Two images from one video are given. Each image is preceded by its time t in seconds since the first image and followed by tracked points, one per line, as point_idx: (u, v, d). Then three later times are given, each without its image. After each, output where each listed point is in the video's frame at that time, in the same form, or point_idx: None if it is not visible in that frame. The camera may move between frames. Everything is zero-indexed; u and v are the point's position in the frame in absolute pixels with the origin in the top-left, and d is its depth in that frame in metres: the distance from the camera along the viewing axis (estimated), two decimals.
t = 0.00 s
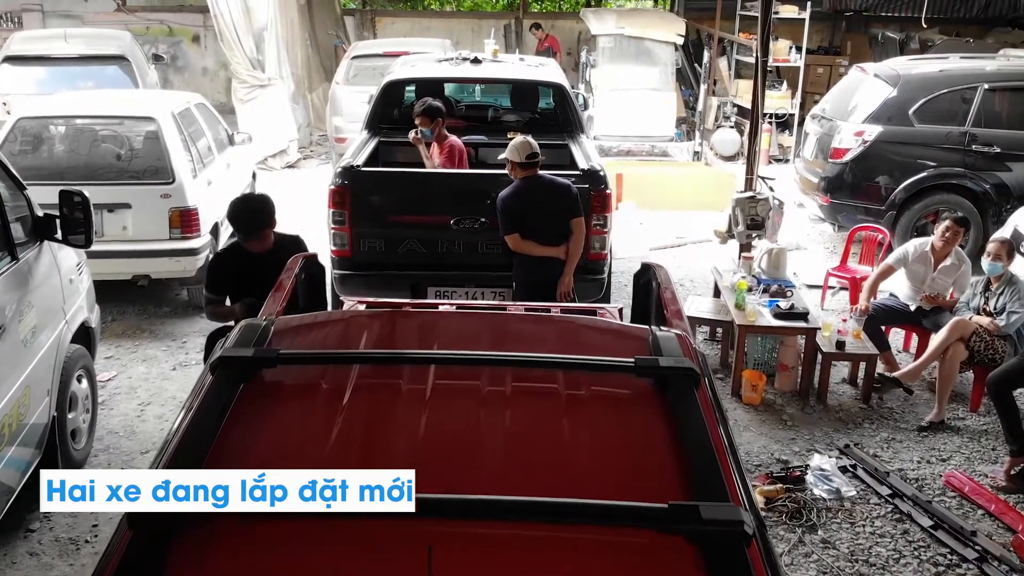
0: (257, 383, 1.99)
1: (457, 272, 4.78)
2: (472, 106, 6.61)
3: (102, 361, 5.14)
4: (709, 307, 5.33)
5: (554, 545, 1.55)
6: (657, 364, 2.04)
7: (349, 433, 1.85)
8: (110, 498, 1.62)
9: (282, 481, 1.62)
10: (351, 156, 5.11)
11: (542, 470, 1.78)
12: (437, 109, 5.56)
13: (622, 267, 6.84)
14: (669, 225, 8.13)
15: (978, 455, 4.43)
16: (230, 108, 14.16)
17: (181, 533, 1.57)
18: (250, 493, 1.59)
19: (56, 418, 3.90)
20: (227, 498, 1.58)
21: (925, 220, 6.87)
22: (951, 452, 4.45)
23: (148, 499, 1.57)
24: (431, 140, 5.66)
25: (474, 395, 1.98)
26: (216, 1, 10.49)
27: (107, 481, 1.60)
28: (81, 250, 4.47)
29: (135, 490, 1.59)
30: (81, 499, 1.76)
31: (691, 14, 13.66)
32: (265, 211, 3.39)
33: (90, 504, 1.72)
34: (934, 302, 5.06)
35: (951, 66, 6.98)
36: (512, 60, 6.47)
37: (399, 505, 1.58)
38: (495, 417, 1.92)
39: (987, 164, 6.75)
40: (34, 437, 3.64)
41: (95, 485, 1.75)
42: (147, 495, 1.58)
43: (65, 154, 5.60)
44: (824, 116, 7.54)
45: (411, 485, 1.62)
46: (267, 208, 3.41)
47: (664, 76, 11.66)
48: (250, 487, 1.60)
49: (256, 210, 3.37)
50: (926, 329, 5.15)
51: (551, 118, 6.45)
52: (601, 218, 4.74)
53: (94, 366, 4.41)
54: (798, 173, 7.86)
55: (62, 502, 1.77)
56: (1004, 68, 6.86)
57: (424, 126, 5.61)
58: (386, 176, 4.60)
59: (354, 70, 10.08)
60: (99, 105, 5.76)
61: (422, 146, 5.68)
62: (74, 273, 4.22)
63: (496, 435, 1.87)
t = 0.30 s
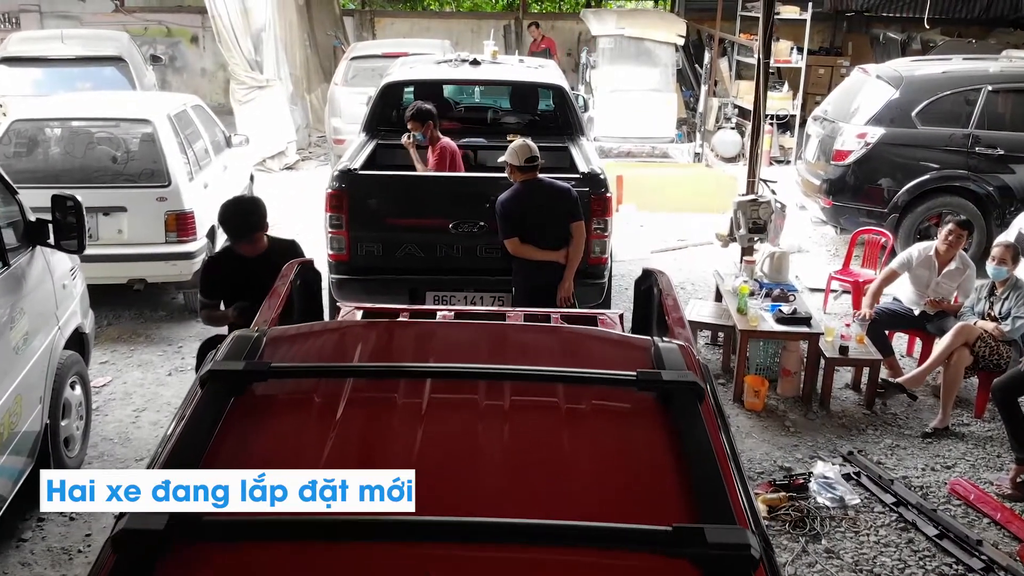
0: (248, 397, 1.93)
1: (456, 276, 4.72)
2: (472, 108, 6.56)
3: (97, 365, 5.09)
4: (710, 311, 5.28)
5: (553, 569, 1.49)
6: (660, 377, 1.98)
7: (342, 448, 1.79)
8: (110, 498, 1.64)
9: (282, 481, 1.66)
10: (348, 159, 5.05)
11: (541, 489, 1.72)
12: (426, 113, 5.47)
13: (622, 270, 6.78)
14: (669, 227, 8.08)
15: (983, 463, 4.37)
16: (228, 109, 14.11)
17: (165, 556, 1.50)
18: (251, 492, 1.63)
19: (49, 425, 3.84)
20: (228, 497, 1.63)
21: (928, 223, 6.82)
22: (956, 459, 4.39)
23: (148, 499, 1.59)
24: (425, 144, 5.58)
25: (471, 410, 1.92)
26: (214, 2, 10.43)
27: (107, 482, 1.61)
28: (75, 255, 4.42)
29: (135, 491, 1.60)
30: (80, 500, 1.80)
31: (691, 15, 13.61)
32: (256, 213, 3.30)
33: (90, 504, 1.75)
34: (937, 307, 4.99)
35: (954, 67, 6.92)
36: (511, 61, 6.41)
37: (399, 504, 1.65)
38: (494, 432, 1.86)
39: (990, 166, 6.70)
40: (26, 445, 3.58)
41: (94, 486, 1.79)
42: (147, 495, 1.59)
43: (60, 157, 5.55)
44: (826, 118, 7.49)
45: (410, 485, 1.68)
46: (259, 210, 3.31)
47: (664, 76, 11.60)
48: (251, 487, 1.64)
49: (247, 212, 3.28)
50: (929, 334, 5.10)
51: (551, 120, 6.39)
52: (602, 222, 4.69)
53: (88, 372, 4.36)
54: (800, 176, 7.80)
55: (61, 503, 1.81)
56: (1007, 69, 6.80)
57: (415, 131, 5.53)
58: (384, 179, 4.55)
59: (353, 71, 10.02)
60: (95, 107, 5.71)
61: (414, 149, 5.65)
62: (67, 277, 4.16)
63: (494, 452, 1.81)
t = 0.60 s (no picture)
0: (238, 414, 1.86)
1: (455, 281, 4.66)
2: (471, 110, 6.49)
3: (91, 371, 5.02)
4: (712, 316, 5.21)
5: None
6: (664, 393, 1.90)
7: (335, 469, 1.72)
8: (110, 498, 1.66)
9: (282, 480, 1.66)
10: (346, 162, 4.99)
11: (541, 513, 1.65)
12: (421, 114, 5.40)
13: (623, 273, 6.72)
14: (670, 230, 8.01)
15: (989, 471, 4.31)
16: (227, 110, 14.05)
17: None
18: (250, 493, 1.64)
19: (41, 434, 3.78)
20: (227, 498, 1.63)
21: (933, 225, 6.75)
22: (962, 467, 4.33)
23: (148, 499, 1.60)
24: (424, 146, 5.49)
25: (469, 428, 1.85)
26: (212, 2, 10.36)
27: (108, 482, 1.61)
28: (69, 260, 4.36)
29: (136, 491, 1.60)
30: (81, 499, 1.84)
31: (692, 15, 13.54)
32: (247, 220, 3.23)
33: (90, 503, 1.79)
34: (944, 311, 4.96)
35: (957, 68, 6.86)
36: (511, 63, 6.35)
37: (399, 505, 1.64)
38: (492, 452, 1.79)
39: (995, 169, 6.63)
40: (17, 454, 3.51)
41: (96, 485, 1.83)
42: (147, 495, 1.60)
43: (54, 159, 5.48)
44: (829, 120, 7.43)
45: (410, 485, 1.67)
46: (249, 216, 3.24)
47: (665, 77, 11.52)
48: (250, 487, 1.64)
49: (238, 220, 3.21)
50: (934, 339, 5.04)
51: (551, 122, 6.33)
52: (602, 226, 4.62)
53: (82, 379, 4.30)
54: (802, 177, 7.73)
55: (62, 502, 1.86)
56: (1011, 71, 6.74)
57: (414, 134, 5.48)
58: (382, 183, 4.49)
59: (352, 72, 9.95)
60: (90, 109, 5.64)
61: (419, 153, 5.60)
62: (59, 283, 4.10)
63: (492, 472, 1.74)
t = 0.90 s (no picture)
0: (229, 427, 1.80)
1: (455, 285, 4.60)
2: (470, 111, 6.43)
3: (86, 376, 4.97)
4: (714, 320, 5.16)
5: None
6: (668, 407, 1.84)
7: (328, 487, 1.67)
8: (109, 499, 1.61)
9: (282, 479, 1.64)
10: (343, 164, 4.93)
11: (541, 534, 1.60)
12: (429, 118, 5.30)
13: (624, 275, 6.66)
14: (671, 232, 7.95)
15: (995, 477, 4.25)
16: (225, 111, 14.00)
17: None
18: (251, 492, 1.61)
19: (33, 441, 3.72)
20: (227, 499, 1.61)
21: (936, 228, 6.70)
22: (967, 474, 4.28)
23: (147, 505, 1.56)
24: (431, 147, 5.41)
25: (467, 442, 1.79)
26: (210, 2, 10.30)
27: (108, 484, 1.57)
28: (63, 265, 4.31)
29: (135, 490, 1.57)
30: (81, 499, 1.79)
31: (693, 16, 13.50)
32: (236, 221, 3.17)
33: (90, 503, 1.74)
34: (950, 315, 4.93)
35: (961, 69, 6.80)
36: (510, 64, 6.29)
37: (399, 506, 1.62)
38: (490, 470, 1.73)
39: (999, 170, 6.58)
40: (9, 461, 3.45)
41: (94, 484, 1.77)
42: (147, 495, 1.59)
43: (49, 162, 5.43)
44: (831, 121, 7.37)
45: (411, 485, 1.65)
46: (238, 218, 3.18)
47: (665, 78, 11.47)
48: (251, 487, 1.62)
49: (226, 222, 3.15)
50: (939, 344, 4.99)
51: (551, 124, 6.27)
52: (603, 229, 4.56)
53: (76, 384, 4.24)
54: (804, 179, 7.68)
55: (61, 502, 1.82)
56: (1016, 72, 6.68)
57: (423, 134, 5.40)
58: (380, 186, 4.43)
59: (350, 72, 9.89)
60: (86, 110, 5.58)
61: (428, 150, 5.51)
62: (52, 287, 4.04)
63: (489, 491, 1.68)
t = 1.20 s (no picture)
0: (219, 442, 1.74)
1: (455, 289, 4.54)
2: (470, 113, 6.37)
3: (81, 381, 4.91)
4: (716, 324, 5.10)
5: None
6: (673, 422, 1.77)
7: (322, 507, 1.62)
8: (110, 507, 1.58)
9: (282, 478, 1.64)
10: (341, 167, 4.87)
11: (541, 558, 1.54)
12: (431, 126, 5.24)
13: (625, 278, 6.60)
14: (673, 234, 7.89)
15: (1002, 485, 4.19)
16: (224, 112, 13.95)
17: None
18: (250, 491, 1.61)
19: (26, 448, 3.67)
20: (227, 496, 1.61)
21: (939, 231, 6.64)
22: (973, 481, 4.22)
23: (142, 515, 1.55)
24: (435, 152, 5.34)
25: (464, 459, 1.73)
26: (208, 3, 10.24)
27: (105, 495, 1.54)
28: (56, 270, 4.25)
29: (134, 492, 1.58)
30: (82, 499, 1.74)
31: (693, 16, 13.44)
32: (231, 224, 3.11)
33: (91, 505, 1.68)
34: (954, 323, 4.86)
35: (965, 70, 6.75)
36: (510, 65, 6.23)
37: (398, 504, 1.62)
38: (488, 486, 1.67)
39: (1003, 172, 6.52)
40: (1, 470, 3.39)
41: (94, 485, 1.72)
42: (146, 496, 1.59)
43: (44, 164, 5.37)
44: (834, 123, 7.32)
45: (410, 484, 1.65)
46: (233, 221, 3.12)
47: (666, 79, 11.41)
48: (250, 486, 1.62)
49: (223, 225, 3.09)
50: (943, 348, 4.92)
51: (551, 126, 6.21)
52: (604, 233, 4.51)
53: (69, 390, 4.18)
54: (806, 181, 7.62)
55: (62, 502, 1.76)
56: (1020, 73, 6.62)
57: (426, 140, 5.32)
58: (378, 189, 4.37)
59: (349, 73, 9.83)
60: (81, 112, 5.52)
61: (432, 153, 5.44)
62: (46, 292, 3.99)
63: (488, 512, 1.63)
